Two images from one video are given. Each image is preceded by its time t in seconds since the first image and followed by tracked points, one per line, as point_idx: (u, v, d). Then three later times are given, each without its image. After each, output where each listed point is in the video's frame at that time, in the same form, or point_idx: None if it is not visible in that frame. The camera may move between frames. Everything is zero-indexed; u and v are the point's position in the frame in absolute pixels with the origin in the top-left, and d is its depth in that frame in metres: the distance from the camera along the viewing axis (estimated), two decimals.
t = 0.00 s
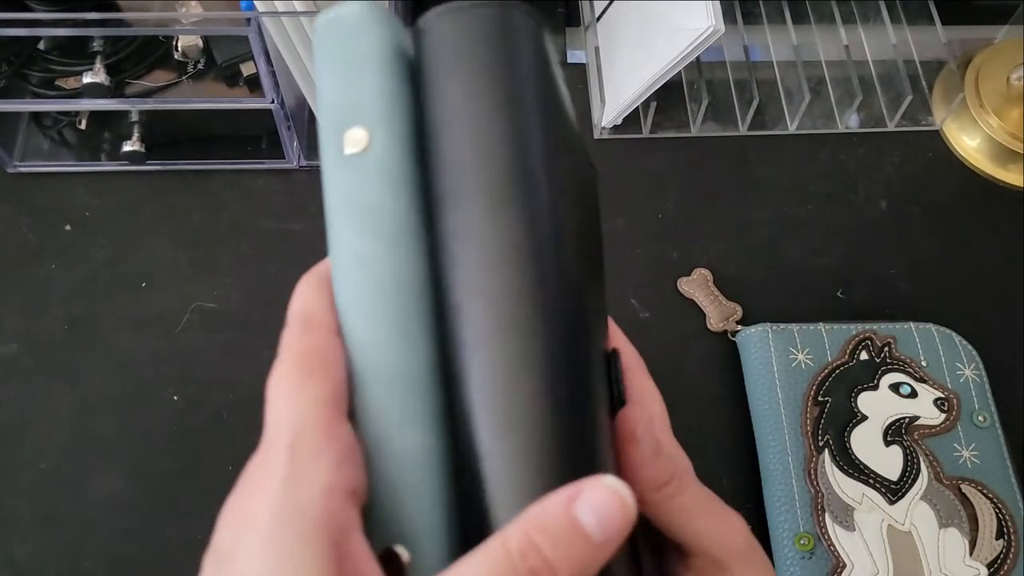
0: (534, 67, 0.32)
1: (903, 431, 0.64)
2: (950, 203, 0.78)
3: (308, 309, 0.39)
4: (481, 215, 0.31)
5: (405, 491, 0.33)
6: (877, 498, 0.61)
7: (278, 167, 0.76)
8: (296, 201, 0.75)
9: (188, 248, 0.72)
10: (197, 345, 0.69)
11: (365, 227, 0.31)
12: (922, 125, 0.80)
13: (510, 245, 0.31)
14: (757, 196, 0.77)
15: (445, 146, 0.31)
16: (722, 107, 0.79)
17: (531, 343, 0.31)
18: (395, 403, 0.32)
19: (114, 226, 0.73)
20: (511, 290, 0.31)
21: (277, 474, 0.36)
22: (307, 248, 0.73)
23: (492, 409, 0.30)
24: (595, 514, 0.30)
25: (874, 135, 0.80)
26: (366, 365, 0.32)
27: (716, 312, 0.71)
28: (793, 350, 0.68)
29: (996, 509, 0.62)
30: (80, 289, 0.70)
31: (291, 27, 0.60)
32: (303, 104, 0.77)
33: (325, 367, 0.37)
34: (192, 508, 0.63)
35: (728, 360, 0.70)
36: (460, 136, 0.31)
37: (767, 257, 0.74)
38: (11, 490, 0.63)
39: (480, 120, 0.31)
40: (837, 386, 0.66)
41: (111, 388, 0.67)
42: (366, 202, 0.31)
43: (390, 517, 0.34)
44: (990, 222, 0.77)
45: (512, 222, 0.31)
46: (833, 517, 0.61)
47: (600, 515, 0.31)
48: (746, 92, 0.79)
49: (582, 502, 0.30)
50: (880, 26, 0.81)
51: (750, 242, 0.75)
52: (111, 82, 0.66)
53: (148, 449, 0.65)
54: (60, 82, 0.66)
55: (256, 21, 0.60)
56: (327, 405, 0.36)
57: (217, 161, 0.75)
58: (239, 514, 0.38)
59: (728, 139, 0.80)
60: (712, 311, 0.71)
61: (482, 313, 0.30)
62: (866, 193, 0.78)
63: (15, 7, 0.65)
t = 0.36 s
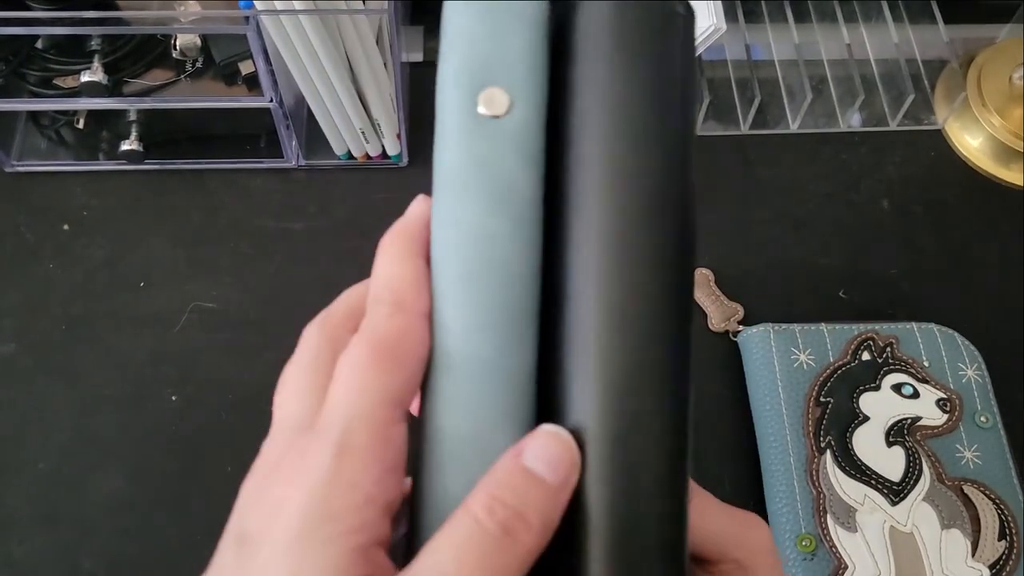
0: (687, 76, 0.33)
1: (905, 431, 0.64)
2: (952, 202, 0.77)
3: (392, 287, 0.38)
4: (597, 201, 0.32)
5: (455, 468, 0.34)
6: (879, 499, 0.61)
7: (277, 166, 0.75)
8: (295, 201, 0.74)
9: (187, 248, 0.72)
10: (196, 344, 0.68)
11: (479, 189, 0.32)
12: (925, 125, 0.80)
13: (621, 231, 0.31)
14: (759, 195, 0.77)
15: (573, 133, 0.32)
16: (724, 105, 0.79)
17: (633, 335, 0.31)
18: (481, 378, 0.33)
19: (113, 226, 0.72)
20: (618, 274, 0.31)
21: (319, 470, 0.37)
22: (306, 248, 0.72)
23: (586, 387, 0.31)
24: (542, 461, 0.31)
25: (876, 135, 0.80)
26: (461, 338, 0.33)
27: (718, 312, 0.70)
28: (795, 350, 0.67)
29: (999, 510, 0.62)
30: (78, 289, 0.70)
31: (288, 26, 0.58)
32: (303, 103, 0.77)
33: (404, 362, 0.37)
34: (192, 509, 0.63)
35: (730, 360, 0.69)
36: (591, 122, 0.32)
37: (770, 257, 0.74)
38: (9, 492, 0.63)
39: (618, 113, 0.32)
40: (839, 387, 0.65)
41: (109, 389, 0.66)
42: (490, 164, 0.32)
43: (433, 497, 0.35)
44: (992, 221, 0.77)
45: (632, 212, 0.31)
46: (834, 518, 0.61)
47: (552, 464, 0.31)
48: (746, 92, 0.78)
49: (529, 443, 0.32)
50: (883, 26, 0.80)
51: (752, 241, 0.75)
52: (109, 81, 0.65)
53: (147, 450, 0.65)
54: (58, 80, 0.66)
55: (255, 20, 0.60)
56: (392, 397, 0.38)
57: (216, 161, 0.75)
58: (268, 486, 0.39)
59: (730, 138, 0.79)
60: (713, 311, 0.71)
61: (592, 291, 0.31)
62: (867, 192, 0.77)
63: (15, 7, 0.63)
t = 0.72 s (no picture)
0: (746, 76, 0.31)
1: (909, 432, 0.63)
2: (956, 201, 0.77)
3: (411, 268, 0.40)
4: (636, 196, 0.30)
5: (466, 465, 0.33)
6: (883, 500, 0.60)
7: (275, 165, 0.74)
8: (294, 200, 0.74)
9: (184, 247, 0.71)
10: (193, 345, 0.68)
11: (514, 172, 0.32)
12: (928, 123, 0.79)
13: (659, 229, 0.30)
14: (761, 194, 0.76)
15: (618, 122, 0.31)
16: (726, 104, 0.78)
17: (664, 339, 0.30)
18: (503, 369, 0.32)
19: (109, 226, 0.72)
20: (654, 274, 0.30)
21: (324, 452, 0.37)
22: (304, 248, 0.72)
23: (611, 388, 0.30)
24: (611, 497, 0.30)
25: (879, 133, 0.79)
26: (483, 326, 0.32)
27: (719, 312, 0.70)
28: (798, 351, 0.67)
29: (1004, 512, 0.61)
30: (74, 289, 0.69)
31: (288, 25, 0.58)
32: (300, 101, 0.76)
33: (419, 345, 0.37)
34: (188, 511, 0.62)
35: (732, 360, 0.69)
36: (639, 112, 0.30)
37: (772, 256, 0.73)
38: (5, 493, 0.62)
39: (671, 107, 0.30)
40: (843, 387, 0.64)
41: (106, 389, 0.66)
42: (526, 145, 0.31)
43: (444, 496, 0.34)
44: (996, 220, 0.76)
45: (670, 212, 0.30)
46: (837, 519, 0.60)
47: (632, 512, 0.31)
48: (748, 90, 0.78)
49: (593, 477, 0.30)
50: (885, 24, 0.79)
51: (755, 241, 0.74)
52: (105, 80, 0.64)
53: (144, 451, 0.64)
54: (54, 78, 0.65)
55: (253, 17, 0.59)
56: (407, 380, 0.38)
57: (214, 159, 0.74)
58: (271, 473, 0.38)
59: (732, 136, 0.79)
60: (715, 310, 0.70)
61: (623, 286, 0.30)
62: (870, 191, 0.77)
63: (11, 4, 0.62)
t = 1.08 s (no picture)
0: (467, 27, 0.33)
1: (913, 433, 0.63)
2: (958, 201, 0.76)
3: (201, 303, 0.44)
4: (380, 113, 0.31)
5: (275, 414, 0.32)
6: (886, 501, 0.60)
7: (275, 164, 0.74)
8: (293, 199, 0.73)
9: (183, 247, 0.71)
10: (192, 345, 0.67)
11: (296, 132, 0.31)
12: (932, 122, 0.79)
13: (409, 144, 0.31)
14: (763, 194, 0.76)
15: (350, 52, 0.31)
16: (728, 102, 0.78)
17: (402, 249, 0.31)
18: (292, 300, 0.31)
19: (107, 225, 0.71)
20: (398, 186, 0.31)
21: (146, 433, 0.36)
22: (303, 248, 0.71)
23: (353, 334, 0.30)
24: (449, 418, 0.32)
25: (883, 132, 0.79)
26: (271, 265, 0.32)
27: (721, 311, 0.70)
28: (800, 351, 0.66)
29: (1007, 513, 0.61)
30: (73, 288, 0.69)
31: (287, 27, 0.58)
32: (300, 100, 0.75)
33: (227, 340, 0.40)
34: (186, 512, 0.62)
35: (733, 360, 0.68)
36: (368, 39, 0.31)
37: (775, 256, 0.73)
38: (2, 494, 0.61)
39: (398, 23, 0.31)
40: (846, 388, 0.64)
41: (104, 390, 0.65)
42: (293, 133, 0.32)
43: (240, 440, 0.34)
44: (1000, 220, 0.76)
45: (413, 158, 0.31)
46: (840, 521, 0.59)
47: (457, 424, 0.32)
48: (752, 87, 0.78)
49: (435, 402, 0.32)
50: (889, 21, 0.79)
51: (757, 240, 0.74)
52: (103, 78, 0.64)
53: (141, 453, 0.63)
54: (52, 77, 0.64)
55: (252, 18, 0.59)
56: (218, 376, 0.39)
57: (214, 159, 0.74)
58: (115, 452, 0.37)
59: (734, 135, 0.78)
60: (716, 310, 0.70)
61: (369, 234, 0.31)
62: (873, 190, 0.76)
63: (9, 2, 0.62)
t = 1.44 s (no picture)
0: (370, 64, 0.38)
1: (910, 432, 0.63)
2: (956, 201, 0.77)
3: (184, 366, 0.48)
4: (286, 146, 0.35)
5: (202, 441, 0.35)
6: (884, 501, 0.60)
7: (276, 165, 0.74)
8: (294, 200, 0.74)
9: (185, 247, 0.71)
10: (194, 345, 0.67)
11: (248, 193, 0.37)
12: (929, 123, 0.80)
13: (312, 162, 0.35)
14: (761, 194, 0.76)
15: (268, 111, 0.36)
16: (726, 103, 0.78)
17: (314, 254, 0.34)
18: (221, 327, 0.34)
19: (108, 226, 0.72)
20: (310, 205, 0.34)
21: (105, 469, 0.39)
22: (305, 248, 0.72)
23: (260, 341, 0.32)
24: (328, 435, 0.31)
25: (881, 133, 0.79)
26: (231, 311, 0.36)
27: (720, 312, 0.70)
28: (799, 350, 0.67)
29: (1005, 512, 0.61)
30: (74, 288, 0.69)
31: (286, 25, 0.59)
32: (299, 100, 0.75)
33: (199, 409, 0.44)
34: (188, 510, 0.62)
35: (732, 360, 0.69)
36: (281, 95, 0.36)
37: (774, 256, 0.73)
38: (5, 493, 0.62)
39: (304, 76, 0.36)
40: (844, 387, 0.64)
41: (106, 390, 0.66)
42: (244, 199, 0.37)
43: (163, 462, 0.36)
44: (998, 220, 0.76)
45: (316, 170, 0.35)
46: (838, 520, 0.60)
47: (332, 440, 0.31)
48: (750, 90, 0.77)
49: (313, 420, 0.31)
50: (886, 22, 0.77)
51: (755, 240, 0.74)
52: (105, 79, 0.64)
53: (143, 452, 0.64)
54: (53, 78, 0.65)
55: (253, 18, 0.60)
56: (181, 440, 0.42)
57: (215, 160, 0.74)
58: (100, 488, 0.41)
59: (732, 137, 0.79)
60: (715, 310, 0.70)
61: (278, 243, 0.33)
62: (871, 191, 0.77)
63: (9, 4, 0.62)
